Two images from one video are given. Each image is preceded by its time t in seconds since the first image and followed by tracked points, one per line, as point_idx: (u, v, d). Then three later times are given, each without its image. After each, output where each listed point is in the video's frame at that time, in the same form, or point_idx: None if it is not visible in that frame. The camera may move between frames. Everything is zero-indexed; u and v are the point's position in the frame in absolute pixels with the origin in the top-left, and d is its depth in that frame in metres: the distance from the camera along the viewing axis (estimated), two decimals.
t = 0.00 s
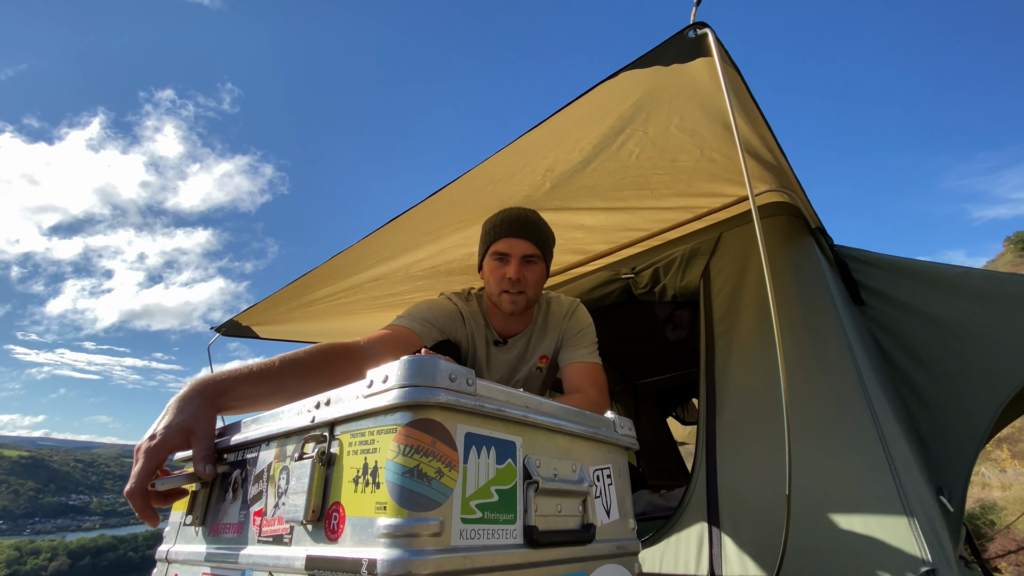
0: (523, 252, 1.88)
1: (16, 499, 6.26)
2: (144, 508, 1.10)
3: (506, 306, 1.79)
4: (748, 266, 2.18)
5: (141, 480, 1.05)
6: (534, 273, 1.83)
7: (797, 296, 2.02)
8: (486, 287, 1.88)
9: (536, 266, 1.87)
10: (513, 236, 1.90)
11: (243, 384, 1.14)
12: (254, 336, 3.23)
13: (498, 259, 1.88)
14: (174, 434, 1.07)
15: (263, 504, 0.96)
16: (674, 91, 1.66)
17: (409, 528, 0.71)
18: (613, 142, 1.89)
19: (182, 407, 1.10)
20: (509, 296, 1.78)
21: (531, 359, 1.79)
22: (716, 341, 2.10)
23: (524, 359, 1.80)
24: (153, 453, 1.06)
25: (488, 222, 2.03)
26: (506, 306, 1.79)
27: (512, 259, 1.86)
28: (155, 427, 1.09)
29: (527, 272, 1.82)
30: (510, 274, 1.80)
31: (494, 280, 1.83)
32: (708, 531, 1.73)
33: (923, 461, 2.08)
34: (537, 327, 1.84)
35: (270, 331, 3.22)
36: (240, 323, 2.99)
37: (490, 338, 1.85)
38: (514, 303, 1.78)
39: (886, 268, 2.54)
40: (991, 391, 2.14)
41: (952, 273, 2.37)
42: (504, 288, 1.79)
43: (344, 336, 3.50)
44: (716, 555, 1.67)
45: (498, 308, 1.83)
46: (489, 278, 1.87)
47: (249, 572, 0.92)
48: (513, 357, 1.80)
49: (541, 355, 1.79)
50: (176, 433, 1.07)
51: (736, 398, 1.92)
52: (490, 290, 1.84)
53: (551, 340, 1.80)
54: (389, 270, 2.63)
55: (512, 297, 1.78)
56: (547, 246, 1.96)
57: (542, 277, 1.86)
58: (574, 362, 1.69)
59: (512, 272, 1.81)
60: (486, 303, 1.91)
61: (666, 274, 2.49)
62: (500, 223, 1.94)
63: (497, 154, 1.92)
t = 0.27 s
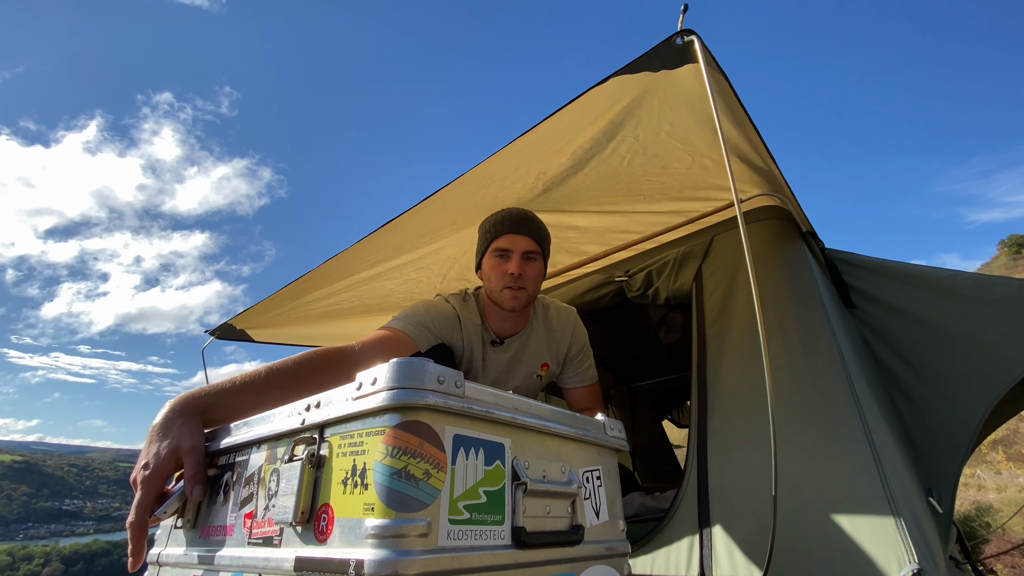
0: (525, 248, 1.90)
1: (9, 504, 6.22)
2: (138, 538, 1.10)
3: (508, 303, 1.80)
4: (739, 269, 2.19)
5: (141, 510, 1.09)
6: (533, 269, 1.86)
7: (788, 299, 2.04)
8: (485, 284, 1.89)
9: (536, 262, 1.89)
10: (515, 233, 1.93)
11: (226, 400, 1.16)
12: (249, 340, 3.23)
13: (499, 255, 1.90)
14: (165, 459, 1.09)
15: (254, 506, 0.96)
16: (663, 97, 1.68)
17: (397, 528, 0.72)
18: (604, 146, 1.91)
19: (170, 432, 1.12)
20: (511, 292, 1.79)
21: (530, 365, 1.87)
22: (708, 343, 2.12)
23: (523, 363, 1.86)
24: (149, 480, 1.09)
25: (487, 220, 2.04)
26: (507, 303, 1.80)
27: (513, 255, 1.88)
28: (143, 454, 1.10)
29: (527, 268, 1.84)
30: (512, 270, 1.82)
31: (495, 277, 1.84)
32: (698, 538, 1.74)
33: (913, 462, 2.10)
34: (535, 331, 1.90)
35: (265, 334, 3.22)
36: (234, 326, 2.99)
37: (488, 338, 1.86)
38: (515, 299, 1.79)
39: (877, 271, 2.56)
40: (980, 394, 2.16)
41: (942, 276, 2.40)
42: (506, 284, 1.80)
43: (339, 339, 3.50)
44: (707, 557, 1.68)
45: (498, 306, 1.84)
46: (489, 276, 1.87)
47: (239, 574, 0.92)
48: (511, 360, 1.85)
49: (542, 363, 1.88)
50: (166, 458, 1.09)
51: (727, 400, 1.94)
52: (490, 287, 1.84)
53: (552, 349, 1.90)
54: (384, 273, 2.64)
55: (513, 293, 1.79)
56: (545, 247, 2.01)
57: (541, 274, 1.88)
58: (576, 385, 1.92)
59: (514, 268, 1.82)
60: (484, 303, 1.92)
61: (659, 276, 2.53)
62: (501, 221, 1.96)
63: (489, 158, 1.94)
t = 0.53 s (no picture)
0: (526, 254, 1.92)
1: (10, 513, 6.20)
2: (133, 533, 1.10)
3: (510, 308, 1.80)
4: (736, 270, 2.20)
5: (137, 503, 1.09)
6: (534, 275, 1.88)
7: (784, 300, 2.05)
8: (487, 290, 1.89)
9: (536, 268, 1.92)
10: (516, 239, 1.94)
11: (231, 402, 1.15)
12: (248, 345, 3.24)
13: (501, 261, 1.91)
14: (163, 453, 1.10)
15: (251, 508, 0.97)
16: (657, 99, 1.69)
17: (392, 528, 0.72)
18: (599, 148, 1.92)
19: (171, 426, 1.12)
20: (514, 298, 1.79)
21: (531, 372, 1.89)
22: (706, 344, 2.12)
23: (524, 369, 1.88)
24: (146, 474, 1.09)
25: (486, 225, 2.06)
26: (510, 308, 1.79)
27: (515, 261, 1.90)
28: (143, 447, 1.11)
29: (529, 274, 1.87)
30: (514, 276, 1.83)
31: (498, 282, 1.84)
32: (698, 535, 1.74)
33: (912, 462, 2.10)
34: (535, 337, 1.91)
35: (265, 339, 3.23)
36: (234, 331, 3.00)
37: (489, 343, 1.87)
38: (518, 304, 1.78)
39: (874, 271, 2.56)
40: (978, 393, 2.17)
41: (938, 275, 2.40)
42: (509, 289, 1.80)
43: (338, 344, 3.50)
44: (706, 558, 1.68)
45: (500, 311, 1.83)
46: (491, 281, 1.87)
47: None
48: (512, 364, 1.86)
49: (542, 369, 1.91)
50: (164, 452, 1.10)
51: (725, 401, 1.94)
52: (493, 292, 1.85)
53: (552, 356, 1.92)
54: (383, 277, 2.65)
55: (516, 298, 1.79)
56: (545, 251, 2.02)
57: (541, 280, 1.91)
58: (576, 390, 1.92)
59: (516, 274, 1.84)
60: (484, 307, 1.93)
61: (657, 279, 2.53)
62: (502, 226, 1.97)
63: (485, 162, 1.95)
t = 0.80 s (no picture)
0: (532, 261, 1.92)
1: (19, 514, 6.25)
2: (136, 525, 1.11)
3: (517, 314, 1.81)
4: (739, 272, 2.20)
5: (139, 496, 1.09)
6: (540, 282, 1.89)
7: (788, 302, 2.04)
8: (493, 295, 1.89)
9: (542, 274, 1.92)
10: (522, 246, 1.94)
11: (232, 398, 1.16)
12: (254, 347, 3.26)
13: (507, 268, 1.91)
14: (166, 448, 1.10)
15: (253, 510, 0.98)
16: (657, 103, 1.69)
17: (390, 530, 0.73)
18: (601, 151, 1.92)
19: (177, 422, 1.13)
20: (521, 304, 1.80)
21: (537, 376, 1.89)
22: (709, 346, 2.12)
23: (530, 374, 1.88)
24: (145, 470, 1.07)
25: (490, 228, 2.05)
26: (517, 314, 1.81)
27: (521, 268, 1.90)
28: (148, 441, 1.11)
29: (535, 282, 1.87)
30: (521, 283, 1.83)
31: (504, 289, 1.85)
32: (700, 536, 1.73)
33: (918, 465, 2.09)
34: (540, 341, 1.92)
35: (270, 342, 3.25)
36: (239, 334, 3.02)
37: (494, 347, 1.88)
38: (524, 310, 1.81)
39: (878, 272, 2.55)
40: (984, 395, 2.15)
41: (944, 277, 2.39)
42: (515, 297, 1.81)
43: (343, 346, 3.52)
44: (708, 561, 1.68)
45: (506, 316, 1.85)
46: (497, 287, 1.87)
47: None
48: (516, 368, 1.86)
49: (547, 373, 1.91)
50: (167, 447, 1.10)
51: (728, 403, 1.94)
52: (499, 298, 1.85)
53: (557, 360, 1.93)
54: (386, 279, 2.66)
55: (522, 305, 1.81)
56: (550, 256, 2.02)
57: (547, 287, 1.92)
58: (581, 393, 1.94)
59: (523, 281, 1.84)
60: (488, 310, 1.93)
61: (660, 282, 2.53)
62: (509, 231, 1.96)
63: (486, 165, 1.96)
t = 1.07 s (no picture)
0: (537, 268, 1.93)
1: (40, 517, 6.37)
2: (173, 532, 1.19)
3: (521, 319, 1.83)
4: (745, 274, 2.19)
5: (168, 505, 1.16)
6: (544, 288, 1.90)
7: (794, 304, 2.03)
8: (497, 300, 1.91)
9: (547, 280, 1.93)
10: (527, 252, 1.94)
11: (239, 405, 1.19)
12: (265, 352, 3.31)
13: (512, 274, 1.92)
14: (178, 457, 1.15)
15: (257, 511, 1.00)
16: (656, 106, 1.70)
17: (387, 530, 0.74)
18: (602, 155, 1.93)
19: (185, 432, 1.18)
20: (525, 310, 1.82)
21: (543, 381, 1.90)
22: (715, 348, 2.11)
23: (535, 378, 1.89)
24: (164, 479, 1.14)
25: (495, 232, 2.06)
26: (521, 319, 1.83)
27: (526, 275, 1.90)
28: (163, 454, 1.17)
29: (540, 288, 1.88)
30: (526, 289, 1.85)
31: (509, 294, 1.86)
32: (705, 539, 1.73)
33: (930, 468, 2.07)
34: (545, 345, 1.93)
35: (281, 346, 3.29)
36: (250, 339, 3.07)
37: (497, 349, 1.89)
38: (528, 316, 1.82)
39: (888, 273, 2.53)
40: (997, 397, 2.12)
41: (955, 277, 2.36)
42: (520, 302, 1.83)
43: (353, 350, 3.56)
44: (713, 564, 1.67)
45: (511, 321, 1.86)
46: (502, 293, 1.89)
47: None
48: (521, 372, 1.87)
49: (553, 377, 1.92)
50: (178, 456, 1.15)
51: (733, 405, 1.93)
52: (503, 303, 1.87)
53: (563, 364, 1.95)
54: (393, 284, 2.69)
55: (526, 310, 1.83)
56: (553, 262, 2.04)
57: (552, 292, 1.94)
58: (586, 396, 1.95)
59: (528, 287, 1.86)
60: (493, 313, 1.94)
61: (666, 284, 2.53)
62: (514, 237, 1.97)
63: (488, 170, 1.98)
